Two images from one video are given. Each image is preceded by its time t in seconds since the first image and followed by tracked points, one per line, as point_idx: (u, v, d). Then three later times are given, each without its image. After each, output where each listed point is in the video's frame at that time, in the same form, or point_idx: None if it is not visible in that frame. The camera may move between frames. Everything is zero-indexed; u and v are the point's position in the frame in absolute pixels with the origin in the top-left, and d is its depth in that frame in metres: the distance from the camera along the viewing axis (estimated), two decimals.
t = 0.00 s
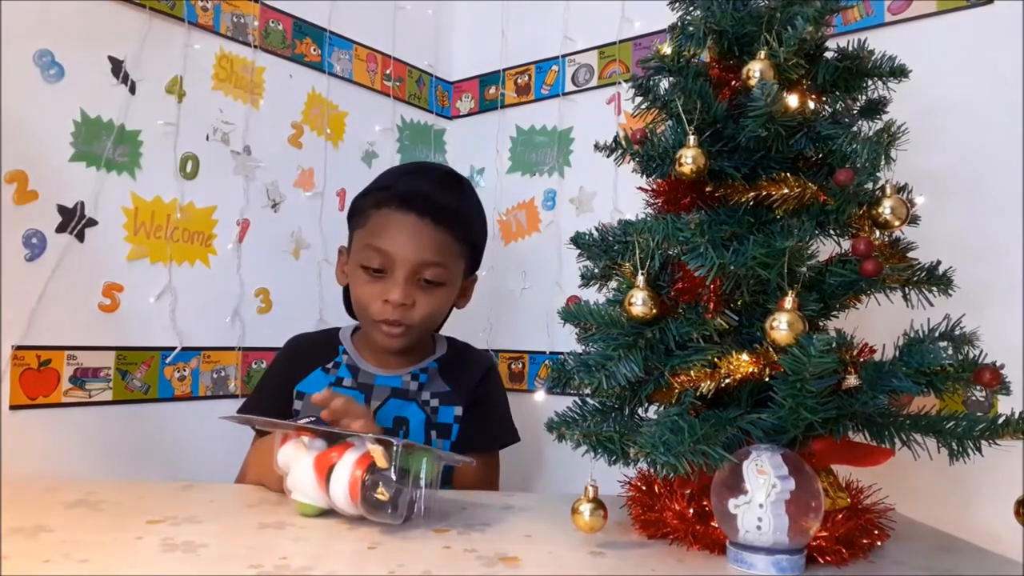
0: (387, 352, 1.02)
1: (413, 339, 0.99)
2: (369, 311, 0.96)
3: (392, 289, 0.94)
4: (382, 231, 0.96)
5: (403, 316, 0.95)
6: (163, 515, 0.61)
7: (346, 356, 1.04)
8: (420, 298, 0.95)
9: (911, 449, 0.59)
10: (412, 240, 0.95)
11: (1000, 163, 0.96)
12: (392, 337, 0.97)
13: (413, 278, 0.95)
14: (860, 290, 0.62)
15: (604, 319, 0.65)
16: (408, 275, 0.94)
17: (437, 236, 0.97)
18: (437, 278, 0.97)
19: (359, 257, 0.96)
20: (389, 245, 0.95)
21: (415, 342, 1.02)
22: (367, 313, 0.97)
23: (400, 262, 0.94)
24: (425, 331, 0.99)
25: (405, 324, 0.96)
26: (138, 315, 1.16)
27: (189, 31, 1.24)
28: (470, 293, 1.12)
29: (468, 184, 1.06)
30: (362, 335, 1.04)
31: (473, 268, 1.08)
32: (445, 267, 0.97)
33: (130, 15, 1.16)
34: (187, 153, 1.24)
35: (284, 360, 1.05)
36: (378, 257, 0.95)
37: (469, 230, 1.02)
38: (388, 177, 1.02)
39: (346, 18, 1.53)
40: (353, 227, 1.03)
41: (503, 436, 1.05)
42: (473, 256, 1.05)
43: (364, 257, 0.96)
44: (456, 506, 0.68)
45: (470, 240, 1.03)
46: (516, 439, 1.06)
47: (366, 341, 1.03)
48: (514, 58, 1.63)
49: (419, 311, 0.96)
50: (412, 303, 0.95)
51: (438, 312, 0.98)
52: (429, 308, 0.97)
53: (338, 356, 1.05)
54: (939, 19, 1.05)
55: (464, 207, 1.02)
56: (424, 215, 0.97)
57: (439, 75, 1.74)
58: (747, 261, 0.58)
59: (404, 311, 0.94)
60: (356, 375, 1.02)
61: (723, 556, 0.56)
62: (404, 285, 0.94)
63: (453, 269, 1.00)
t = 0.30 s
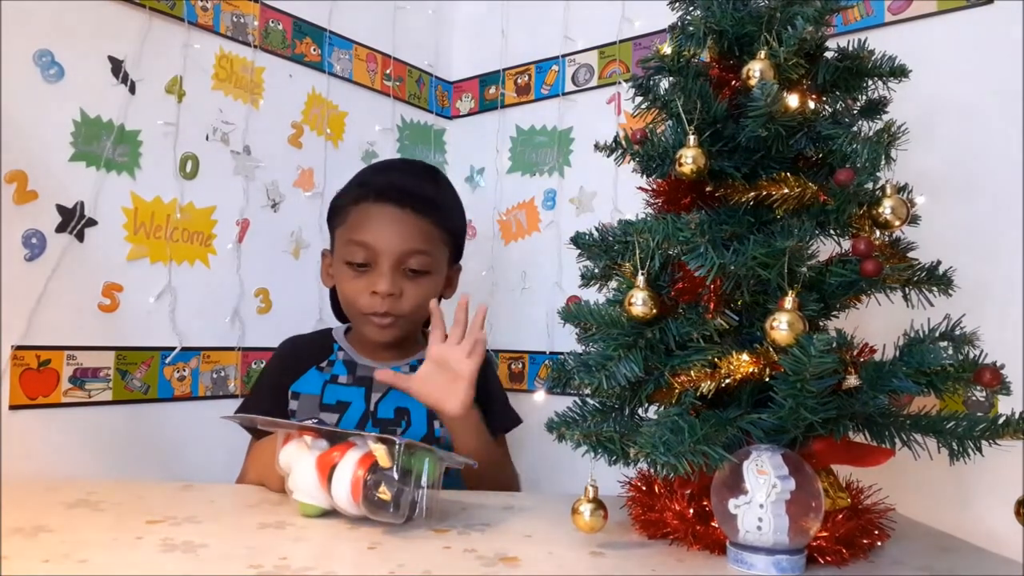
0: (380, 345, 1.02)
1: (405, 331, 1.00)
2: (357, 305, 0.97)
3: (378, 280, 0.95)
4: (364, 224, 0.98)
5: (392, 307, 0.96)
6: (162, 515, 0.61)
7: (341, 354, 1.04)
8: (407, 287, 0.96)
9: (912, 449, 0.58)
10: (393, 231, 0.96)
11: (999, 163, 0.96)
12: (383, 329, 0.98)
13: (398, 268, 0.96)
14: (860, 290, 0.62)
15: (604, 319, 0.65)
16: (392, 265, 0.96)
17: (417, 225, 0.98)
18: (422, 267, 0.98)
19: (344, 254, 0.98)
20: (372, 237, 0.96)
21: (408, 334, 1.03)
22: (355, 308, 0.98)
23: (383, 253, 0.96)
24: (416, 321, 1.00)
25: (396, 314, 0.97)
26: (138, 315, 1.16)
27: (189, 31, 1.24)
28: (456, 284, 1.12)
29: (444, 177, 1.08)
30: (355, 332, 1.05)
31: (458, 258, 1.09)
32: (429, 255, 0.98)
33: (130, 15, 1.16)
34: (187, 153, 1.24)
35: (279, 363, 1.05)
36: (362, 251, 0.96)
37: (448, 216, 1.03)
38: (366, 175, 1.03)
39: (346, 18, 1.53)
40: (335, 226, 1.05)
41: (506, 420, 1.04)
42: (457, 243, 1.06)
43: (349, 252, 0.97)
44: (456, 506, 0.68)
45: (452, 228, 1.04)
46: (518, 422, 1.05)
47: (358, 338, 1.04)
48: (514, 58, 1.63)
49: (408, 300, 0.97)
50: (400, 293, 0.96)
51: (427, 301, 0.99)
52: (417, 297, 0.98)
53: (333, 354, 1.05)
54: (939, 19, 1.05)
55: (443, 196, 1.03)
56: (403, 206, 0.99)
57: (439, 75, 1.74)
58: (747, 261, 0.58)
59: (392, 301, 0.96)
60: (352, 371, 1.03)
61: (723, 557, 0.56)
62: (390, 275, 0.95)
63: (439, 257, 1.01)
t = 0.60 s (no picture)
0: (373, 343, 1.03)
1: (398, 328, 1.00)
2: (349, 305, 0.97)
3: (370, 280, 0.95)
4: (353, 225, 0.98)
5: (385, 305, 0.96)
6: (163, 515, 0.61)
7: (338, 351, 1.04)
8: (399, 285, 0.97)
9: (912, 448, 0.58)
10: (382, 230, 0.97)
11: (998, 163, 0.96)
12: (376, 328, 0.98)
13: (389, 267, 0.96)
14: (860, 290, 0.62)
15: (604, 319, 0.65)
16: (383, 264, 0.96)
17: (406, 224, 0.98)
18: (413, 265, 0.98)
19: (334, 255, 0.98)
20: (361, 238, 0.96)
21: (401, 332, 1.03)
22: (348, 308, 0.98)
23: (374, 253, 0.96)
24: (409, 318, 1.00)
25: (389, 313, 0.97)
26: (138, 315, 1.16)
27: (189, 31, 1.24)
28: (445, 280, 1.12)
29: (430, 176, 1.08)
30: (347, 331, 1.05)
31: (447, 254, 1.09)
32: (419, 253, 0.99)
33: (130, 15, 1.16)
34: (187, 153, 1.24)
35: (275, 367, 1.05)
36: (353, 251, 0.96)
37: (436, 213, 1.03)
38: (353, 176, 1.03)
39: (346, 18, 1.53)
40: (324, 227, 1.04)
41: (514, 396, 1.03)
42: (445, 239, 1.06)
43: (339, 253, 0.97)
44: (457, 506, 0.68)
45: (441, 225, 1.04)
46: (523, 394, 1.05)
47: (352, 336, 1.04)
48: (514, 58, 1.62)
49: (400, 298, 0.97)
50: (393, 291, 0.96)
51: (419, 298, 0.99)
52: (409, 294, 0.98)
53: (330, 352, 1.05)
54: (939, 19, 1.05)
55: (430, 194, 1.04)
56: (391, 205, 0.99)
57: (439, 74, 1.74)
58: (747, 261, 0.58)
59: (385, 300, 0.96)
60: (350, 368, 1.02)
61: (723, 557, 0.56)
62: (381, 274, 0.95)
63: (429, 255, 1.01)
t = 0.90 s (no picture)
0: (376, 340, 1.02)
1: (401, 325, 1.00)
2: (352, 304, 0.97)
3: (373, 278, 0.95)
4: (354, 225, 0.98)
5: (388, 303, 0.96)
6: (163, 515, 0.61)
7: (341, 350, 1.04)
8: (401, 283, 0.97)
9: (912, 449, 0.58)
10: (382, 229, 0.97)
11: (997, 164, 0.96)
12: (379, 325, 0.98)
13: (391, 265, 0.96)
14: (860, 290, 0.62)
15: (604, 319, 0.65)
16: (385, 262, 0.96)
17: (405, 222, 0.98)
18: (414, 262, 0.98)
19: (336, 255, 0.98)
20: (362, 237, 0.96)
21: (404, 329, 1.03)
22: (350, 307, 0.97)
23: (376, 252, 0.96)
24: (411, 316, 1.00)
25: (391, 310, 0.97)
26: (138, 316, 1.16)
27: (189, 31, 1.24)
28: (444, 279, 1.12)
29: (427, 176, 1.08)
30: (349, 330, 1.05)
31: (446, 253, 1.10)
32: (419, 251, 0.99)
33: (130, 15, 1.16)
34: (187, 153, 1.24)
35: (279, 366, 1.04)
36: (354, 251, 0.96)
37: (433, 212, 1.03)
38: (351, 179, 1.03)
39: (346, 18, 1.53)
40: (323, 229, 1.04)
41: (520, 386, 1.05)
42: (443, 238, 1.07)
43: (340, 253, 0.97)
44: (457, 506, 0.68)
45: (439, 224, 1.05)
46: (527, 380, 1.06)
47: (354, 334, 1.04)
48: (514, 58, 1.62)
49: (402, 295, 0.97)
50: (395, 289, 0.96)
51: (420, 295, 0.99)
52: (411, 292, 0.98)
53: (334, 352, 1.04)
54: (939, 19, 1.05)
55: (427, 193, 1.04)
56: (390, 205, 0.99)
57: (439, 75, 1.74)
58: (747, 261, 0.58)
59: (387, 297, 0.96)
60: (355, 365, 1.02)
61: (723, 557, 0.56)
62: (383, 272, 0.96)
63: (428, 252, 1.01)
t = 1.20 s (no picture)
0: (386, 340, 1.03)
1: (411, 328, 1.01)
2: (361, 308, 0.98)
3: (382, 282, 0.96)
4: (361, 229, 0.98)
5: (397, 306, 0.97)
6: (162, 515, 0.60)
7: (352, 350, 1.04)
8: (409, 287, 0.97)
9: (913, 448, 0.58)
10: (390, 233, 0.97)
11: (998, 164, 0.96)
12: (389, 328, 0.99)
13: (399, 268, 0.97)
14: (861, 290, 0.62)
15: (604, 319, 0.64)
16: (393, 266, 0.97)
17: (413, 225, 0.98)
18: (421, 265, 0.99)
19: (344, 260, 0.99)
20: (369, 242, 0.97)
21: (414, 330, 1.03)
22: (360, 311, 0.98)
23: (384, 256, 0.97)
24: (421, 317, 1.01)
25: (400, 313, 0.98)
26: (137, 316, 1.16)
27: (188, 31, 1.24)
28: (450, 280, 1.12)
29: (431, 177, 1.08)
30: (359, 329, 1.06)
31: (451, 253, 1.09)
32: (426, 254, 0.99)
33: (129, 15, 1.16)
34: (187, 152, 1.24)
35: (290, 367, 1.04)
36: (363, 256, 0.97)
37: (438, 213, 1.03)
38: (357, 183, 1.03)
39: (346, 18, 1.53)
40: (330, 232, 1.04)
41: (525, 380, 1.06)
42: (451, 239, 1.06)
43: (349, 258, 0.98)
44: (457, 506, 0.68)
45: (445, 225, 1.04)
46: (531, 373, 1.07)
47: (363, 335, 1.04)
48: (514, 58, 1.62)
49: (411, 299, 0.98)
50: (403, 292, 0.97)
51: (429, 297, 1.00)
52: (419, 295, 0.99)
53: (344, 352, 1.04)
54: (939, 19, 1.05)
55: (431, 195, 1.03)
56: (397, 209, 0.99)
57: (438, 74, 1.73)
58: (747, 261, 0.58)
59: (396, 301, 0.96)
60: (365, 364, 1.02)
61: (723, 557, 0.56)
62: (392, 276, 0.96)
63: (435, 254, 1.01)
